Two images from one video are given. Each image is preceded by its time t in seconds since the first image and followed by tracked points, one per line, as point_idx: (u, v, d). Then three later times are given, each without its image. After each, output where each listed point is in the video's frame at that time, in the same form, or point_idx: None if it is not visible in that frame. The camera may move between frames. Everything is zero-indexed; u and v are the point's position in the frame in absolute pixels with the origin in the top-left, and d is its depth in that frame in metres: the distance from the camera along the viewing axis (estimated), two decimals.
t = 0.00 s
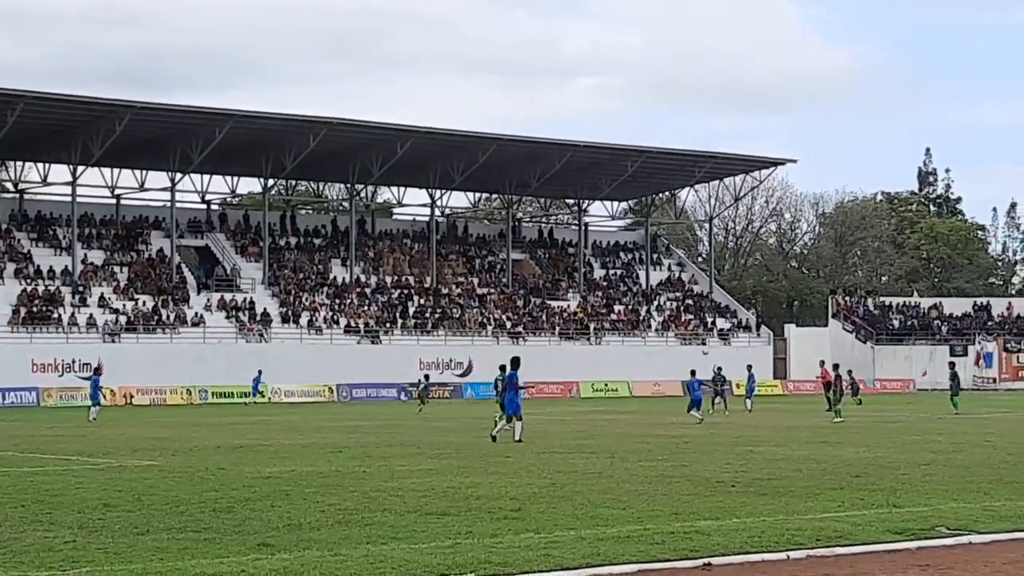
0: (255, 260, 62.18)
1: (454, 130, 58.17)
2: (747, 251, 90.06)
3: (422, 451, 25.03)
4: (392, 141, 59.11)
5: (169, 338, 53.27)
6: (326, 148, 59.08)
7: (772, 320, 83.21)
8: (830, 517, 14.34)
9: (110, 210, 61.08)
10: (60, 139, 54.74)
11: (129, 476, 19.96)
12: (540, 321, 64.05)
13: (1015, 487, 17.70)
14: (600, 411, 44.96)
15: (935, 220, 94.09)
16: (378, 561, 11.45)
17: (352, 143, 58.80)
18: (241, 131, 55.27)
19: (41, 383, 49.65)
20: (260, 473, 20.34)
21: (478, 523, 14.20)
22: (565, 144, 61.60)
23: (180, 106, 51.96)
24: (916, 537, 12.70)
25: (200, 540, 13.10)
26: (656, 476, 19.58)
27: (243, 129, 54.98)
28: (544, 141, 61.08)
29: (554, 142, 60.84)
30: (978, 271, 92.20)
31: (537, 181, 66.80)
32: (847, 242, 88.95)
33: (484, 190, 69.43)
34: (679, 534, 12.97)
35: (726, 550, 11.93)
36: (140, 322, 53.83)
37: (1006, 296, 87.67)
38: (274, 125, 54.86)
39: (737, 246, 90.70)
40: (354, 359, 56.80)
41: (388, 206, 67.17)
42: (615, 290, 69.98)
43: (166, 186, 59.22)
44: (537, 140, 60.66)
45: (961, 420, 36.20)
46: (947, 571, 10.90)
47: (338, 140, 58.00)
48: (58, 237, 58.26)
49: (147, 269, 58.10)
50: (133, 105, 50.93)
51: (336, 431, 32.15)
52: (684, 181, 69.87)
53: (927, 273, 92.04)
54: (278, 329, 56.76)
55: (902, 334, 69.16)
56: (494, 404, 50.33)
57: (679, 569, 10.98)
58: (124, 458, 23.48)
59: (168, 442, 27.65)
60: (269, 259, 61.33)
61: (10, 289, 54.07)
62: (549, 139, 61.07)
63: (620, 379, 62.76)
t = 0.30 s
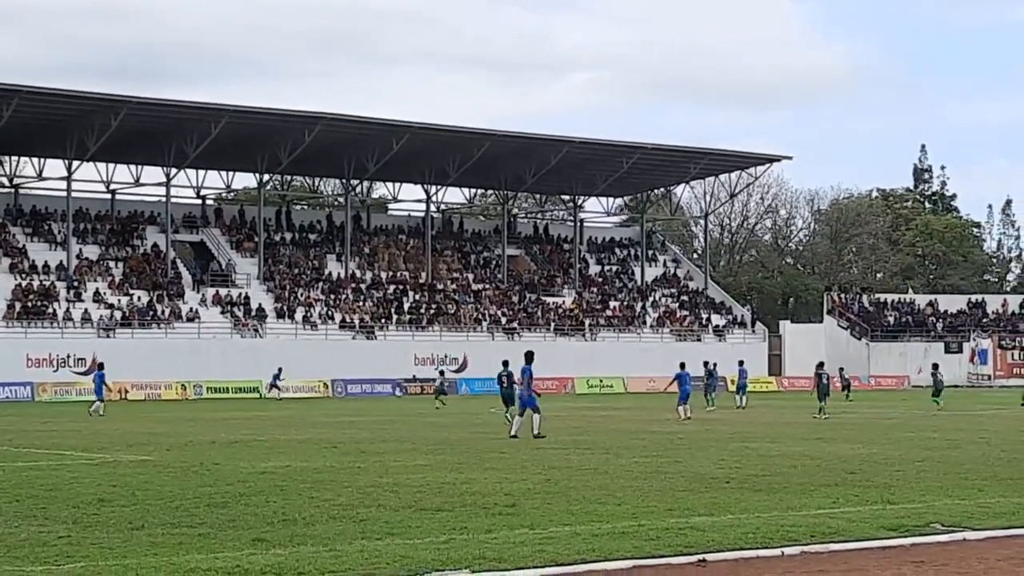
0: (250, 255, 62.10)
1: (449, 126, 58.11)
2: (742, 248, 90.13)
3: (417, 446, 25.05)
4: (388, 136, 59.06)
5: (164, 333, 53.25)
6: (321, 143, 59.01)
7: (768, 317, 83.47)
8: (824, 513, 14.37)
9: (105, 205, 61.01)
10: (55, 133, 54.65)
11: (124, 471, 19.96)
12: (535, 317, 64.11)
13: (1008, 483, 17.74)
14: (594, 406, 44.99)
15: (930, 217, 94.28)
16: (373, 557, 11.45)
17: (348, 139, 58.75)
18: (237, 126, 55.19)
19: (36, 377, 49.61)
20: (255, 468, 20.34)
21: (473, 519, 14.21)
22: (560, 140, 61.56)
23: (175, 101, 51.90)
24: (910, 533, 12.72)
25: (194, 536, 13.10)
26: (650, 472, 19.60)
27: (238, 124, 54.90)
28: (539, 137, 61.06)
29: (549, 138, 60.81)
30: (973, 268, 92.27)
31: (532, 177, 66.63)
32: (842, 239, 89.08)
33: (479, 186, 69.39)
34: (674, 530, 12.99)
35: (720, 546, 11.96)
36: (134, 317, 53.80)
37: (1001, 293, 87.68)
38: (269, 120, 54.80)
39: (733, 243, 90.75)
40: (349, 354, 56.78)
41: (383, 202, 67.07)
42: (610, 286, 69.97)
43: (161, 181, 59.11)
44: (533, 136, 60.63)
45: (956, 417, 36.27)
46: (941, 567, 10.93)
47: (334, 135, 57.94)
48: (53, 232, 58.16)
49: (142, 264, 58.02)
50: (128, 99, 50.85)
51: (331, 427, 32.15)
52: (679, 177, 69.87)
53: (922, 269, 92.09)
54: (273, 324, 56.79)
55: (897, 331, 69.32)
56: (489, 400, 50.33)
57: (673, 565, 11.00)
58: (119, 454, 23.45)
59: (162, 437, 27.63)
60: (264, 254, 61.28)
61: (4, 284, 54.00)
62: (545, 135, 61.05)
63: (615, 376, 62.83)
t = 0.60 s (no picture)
0: (245, 252, 62.09)
1: (445, 123, 58.10)
2: (738, 246, 90.20)
3: (413, 444, 25.06)
4: (383, 134, 59.03)
5: (159, 330, 53.24)
6: (317, 141, 58.99)
7: (763, 315, 83.56)
8: (818, 511, 14.41)
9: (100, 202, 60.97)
10: (51, 129, 54.57)
11: (119, 468, 19.95)
12: (530, 315, 64.13)
13: (1003, 482, 17.80)
14: (590, 404, 45.00)
15: (926, 215, 94.41)
16: (367, 554, 11.46)
17: (343, 136, 58.73)
18: (233, 123, 55.16)
19: (31, 375, 49.61)
20: (250, 465, 20.35)
21: (468, 517, 14.23)
22: (556, 137, 61.61)
23: (171, 98, 51.87)
24: (905, 532, 12.76)
25: (189, 533, 13.12)
26: (645, 470, 19.63)
27: (234, 121, 54.87)
28: (535, 134, 61.07)
29: (545, 135, 60.82)
30: (968, 266, 92.44)
31: (528, 174, 66.66)
32: (837, 237, 89.17)
33: (475, 184, 69.39)
34: (669, 528, 13.01)
35: (715, 544, 11.99)
36: (130, 314, 53.78)
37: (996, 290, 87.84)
38: (265, 117, 54.79)
39: (728, 240, 90.84)
40: (345, 351, 56.79)
41: (379, 199, 67.04)
42: (605, 283, 69.99)
43: (157, 178, 59.03)
44: (528, 134, 60.63)
45: (951, 415, 36.37)
46: (935, 566, 10.97)
47: (330, 132, 57.91)
48: (48, 229, 58.11)
49: (137, 261, 57.97)
50: (123, 96, 50.80)
51: (326, 423, 32.16)
52: (674, 175, 69.90)
53: (917, 268, 92.17)
54: (268, 321, 56.74)
55: (892, 329, 69.53)
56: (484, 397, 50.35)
57: (667, 562, 11.02)
58: (114, 450, 23.42)
59: (157, 434, 27.61)
60: (260, 251, 61.23)
61: None
62: (540, 133, 61.08)
63: (610, 373, 62.92)
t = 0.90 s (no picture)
0: (241, 251, 62.08)
1: (441, 122, 58.10)
2: (733, 245, 90.29)
3: (407, 443, 25.05)
4: (379, 133, 59.01)
5: (154, 328, 53.25)
6: (313, 139, 58.94)
7: (758, 314, 83.62)
8: (813, 511, 14.45)
9: (96, 201, 60.93)
10: (47, 128, 54.50)
11: (113, 467, 19.93)
12: (526, 314, 64.10)
13: (999, 482, 17.83)
14: (586, 403, 45.07)
15: (921, 215, 94.50)
16: (362, 553, 11.46)
17: (340, 135, 58.68)
18: (229, 121, 55.12)
19: (27, 373, 49.58)
20: (244, 464, 20.32)
21: (463, 516, 14.23)
22: (552, 137, 61.62)
23: (167, 96, 51.83)
24: (900, 531, 12.79)
25: (183, 531, 13.11)
26: (640, 469, 19.63)
27: (231, 120, 54.83)
28: (531, 134, 61.06)
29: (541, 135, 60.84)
30: (963, 266, 92.55)
31: (524, 173, 66.63)
32: (833, 237, 89.23)
33: (471, 183, 69.44)
34: (664, 527, 13.03)
35: (710, 543, 11.98)
36: (126, 312, 53.75)
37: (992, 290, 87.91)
38: (262, 116, 54.76)
39: (724, 240, 90.94)
40: (340, 350, 56.80)
41: (375, 198, 67.01)
42: (601, 283, 70.00)
43: (153, 177, 58.97)
44: (524, 133, 60.64)
45: (946, 415, 36.37)
46: (930, 565, 10.98)
47: (326, 131, 57.86)
48: (44, 227, 58.04)
49: (133, 259, 57.96)
50: (119, 95, 50.75)
51: (322, 422, 32.12)
52: (670, 174, 69.92)
53: (913, 268, 92.23)
54: (264, 320, 56.70)
55: (887, 328, 69.70)
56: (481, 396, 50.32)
57: (663, 562, 11.01)
58: (110, 449, 23.38)
59: (152, 433, 27.56)
60: (255, 250, 61.20)
61: None
62: (537, 132, 61.10)
63: (605, 373, 62.94)
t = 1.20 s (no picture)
0: (236, 249, 62.02)
1: (437, 120, 58.08)
2: (729, 244, 90.36)
3: (403, 441, 25.03)
4: (374, 131, 58.98)
5: (149, 327, 53.22)
6: (308, 137, 58.87)
7: (754, 313, 83.72)
8: (809, 509, 14.44)
9: (91, 199, 60.86)
10: (41, 126, 54.42)
11: (109, 466, 19.90)
12: (521, 313, 64.05)
13: (994, 480, 17.83)
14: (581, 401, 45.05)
15: (917, 213, 94.53)
16: (358, 551, 11.46)
17: (335, 133, 58.64)
18: (224, 120, 55.07)
19: (22, 371, 49.52)
20: (240, 463, 20.30)
21: (458, 514, 14.23)
22: (547, 135, 61.61)
23: (163, 95, 51.76)
24: (895, 529, 12.79)
25: (178, 530, 13.09)
26: (636, 467, 19.63)
27: (226, 118, 54.77)
28: (527, 132, 61.03)
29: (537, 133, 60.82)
30: (958, 264, 92.62)
31: (519, 172, 66.60)
32: (828, 235, 89.20)
33: (466, 181, 69.44)
34: (659, 525, 13.03)
35: (705, 542, 11.98)
36: (121, 311, 53.71)
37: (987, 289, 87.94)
38: (257, 114, 54.70)
39: (719, 239, 91.02)
40: (335, 348, 56.79)
41: (370, 196, 66.97)
42: (596, 281, 69.98)
43: (148, 175, 58.89)
44: (520, 131, 60.62)
45: (943, 414, 36.35)
46: (925, 564, 10.97)
47: (321, 129, 57.81)
48: (39, 226, 57.96)
49: (128, 258, 57.88)
50: (114, 93, 50.69)
51: (318, 421, 32.10)
52: (665, 173, 69.91)
53: (908, 266, 92.28)
54: (259, 318, 56.65)
55: (883, 327, 69.84)
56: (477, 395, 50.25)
57: (659, 561, 11.00)
58: (105, 448, 23.33)
59: (147, 432, 27.49)
60: (250, 249, 61.16)
61: None
62: (532, 130, 61.07)
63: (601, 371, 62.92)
